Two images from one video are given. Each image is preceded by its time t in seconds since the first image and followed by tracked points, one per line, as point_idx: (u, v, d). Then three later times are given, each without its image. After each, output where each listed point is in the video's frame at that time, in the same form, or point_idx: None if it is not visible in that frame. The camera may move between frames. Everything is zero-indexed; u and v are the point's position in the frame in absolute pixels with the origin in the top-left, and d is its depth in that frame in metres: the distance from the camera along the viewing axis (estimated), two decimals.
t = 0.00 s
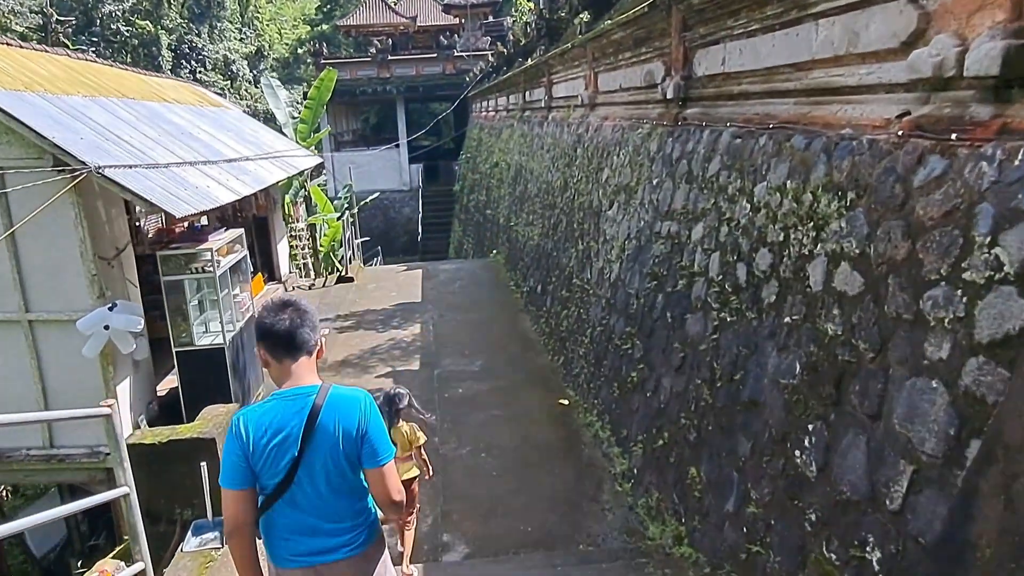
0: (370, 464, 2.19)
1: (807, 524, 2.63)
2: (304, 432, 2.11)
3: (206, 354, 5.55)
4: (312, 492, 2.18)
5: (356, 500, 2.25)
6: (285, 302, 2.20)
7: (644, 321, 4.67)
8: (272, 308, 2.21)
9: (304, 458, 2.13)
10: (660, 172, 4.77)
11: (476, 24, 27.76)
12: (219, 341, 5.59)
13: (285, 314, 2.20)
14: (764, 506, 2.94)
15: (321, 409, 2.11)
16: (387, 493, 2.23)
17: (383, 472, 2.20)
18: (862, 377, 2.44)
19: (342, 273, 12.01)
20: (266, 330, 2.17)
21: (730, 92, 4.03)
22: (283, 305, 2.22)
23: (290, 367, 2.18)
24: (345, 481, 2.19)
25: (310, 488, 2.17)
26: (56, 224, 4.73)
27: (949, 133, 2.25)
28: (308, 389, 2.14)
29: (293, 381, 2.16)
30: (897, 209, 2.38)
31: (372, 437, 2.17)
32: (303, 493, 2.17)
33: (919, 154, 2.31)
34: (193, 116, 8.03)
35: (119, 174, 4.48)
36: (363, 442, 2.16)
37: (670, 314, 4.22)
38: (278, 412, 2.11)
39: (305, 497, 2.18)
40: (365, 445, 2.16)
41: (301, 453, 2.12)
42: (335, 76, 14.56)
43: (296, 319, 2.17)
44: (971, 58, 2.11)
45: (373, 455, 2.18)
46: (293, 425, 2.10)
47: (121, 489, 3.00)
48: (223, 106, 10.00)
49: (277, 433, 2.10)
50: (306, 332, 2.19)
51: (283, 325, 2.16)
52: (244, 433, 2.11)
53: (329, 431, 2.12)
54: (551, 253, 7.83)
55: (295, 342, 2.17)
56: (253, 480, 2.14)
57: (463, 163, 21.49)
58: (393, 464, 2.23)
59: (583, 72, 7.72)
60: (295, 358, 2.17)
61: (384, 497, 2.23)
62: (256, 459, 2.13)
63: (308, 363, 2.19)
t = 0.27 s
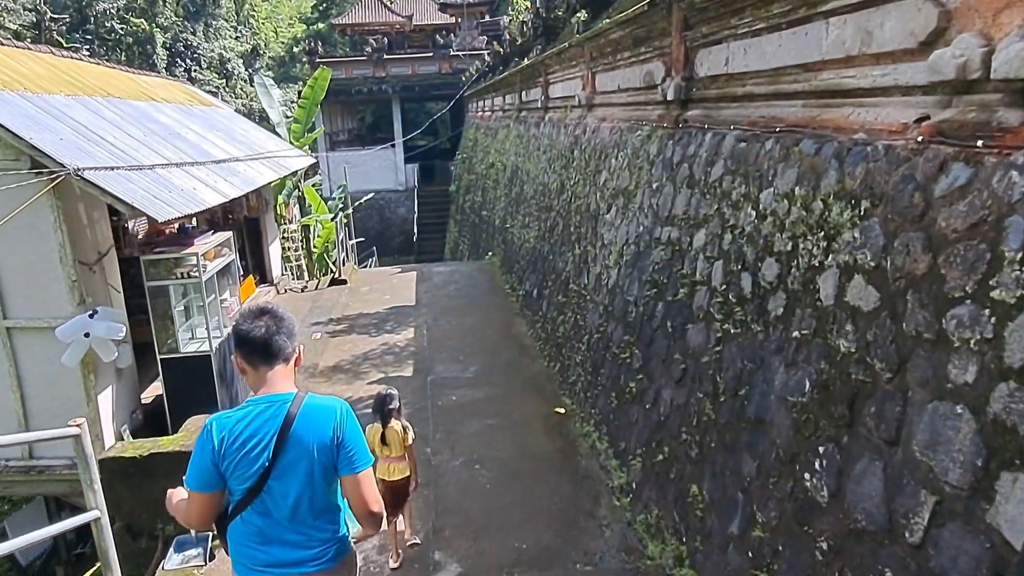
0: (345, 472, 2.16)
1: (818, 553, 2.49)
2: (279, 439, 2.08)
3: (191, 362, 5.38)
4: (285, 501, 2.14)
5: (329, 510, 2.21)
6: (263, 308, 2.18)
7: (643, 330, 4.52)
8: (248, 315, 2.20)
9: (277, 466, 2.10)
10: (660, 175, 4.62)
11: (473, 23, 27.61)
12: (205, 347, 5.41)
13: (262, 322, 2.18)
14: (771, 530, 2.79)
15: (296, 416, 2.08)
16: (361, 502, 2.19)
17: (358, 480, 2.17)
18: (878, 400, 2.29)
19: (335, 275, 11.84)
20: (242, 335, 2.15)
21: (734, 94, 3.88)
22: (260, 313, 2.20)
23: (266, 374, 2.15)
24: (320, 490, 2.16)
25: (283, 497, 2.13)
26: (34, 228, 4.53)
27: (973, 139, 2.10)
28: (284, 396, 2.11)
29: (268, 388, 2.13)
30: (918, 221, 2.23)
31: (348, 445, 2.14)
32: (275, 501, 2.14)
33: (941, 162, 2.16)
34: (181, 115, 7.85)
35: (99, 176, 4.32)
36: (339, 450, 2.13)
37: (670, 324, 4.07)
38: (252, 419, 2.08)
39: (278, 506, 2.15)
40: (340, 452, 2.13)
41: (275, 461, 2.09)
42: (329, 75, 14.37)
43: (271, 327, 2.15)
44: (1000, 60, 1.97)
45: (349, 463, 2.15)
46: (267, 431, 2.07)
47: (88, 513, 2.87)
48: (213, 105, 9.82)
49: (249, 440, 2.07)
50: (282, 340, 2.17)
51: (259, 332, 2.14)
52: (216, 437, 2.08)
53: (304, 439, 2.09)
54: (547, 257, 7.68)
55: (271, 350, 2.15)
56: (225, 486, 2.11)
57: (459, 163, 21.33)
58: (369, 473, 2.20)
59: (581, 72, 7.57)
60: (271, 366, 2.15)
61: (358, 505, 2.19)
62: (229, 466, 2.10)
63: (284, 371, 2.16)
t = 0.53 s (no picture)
0: (356, 528, 2.11)
1: None
2: (293, 495, 2.04)
3: (180, 368, 5.22)
4: (297, 558, 2.09)
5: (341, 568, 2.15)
6: (283, 362, 2.18)
7: (646, 340, 4.38)
8: (269, 368, 2.19)
9: (291, 523, 2.05)
10: (665, 181, 4.48)
11: (472, 23, 27.47)
12: (195, 354, 5.25)
13: (282, 376, 2.16)
14: (785, 558, 2.66)
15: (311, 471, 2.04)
16: (372, 560, 2.13)
17: (369, 537, 2.12)
18: (904, 427, 2.16)
19: (331, 277, 11.67)
20: (262, 389, 2.13)
21: (744, 98, 3.74)
22: (280, 366, 2.19)
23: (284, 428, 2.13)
24: (331, 546, 2.11)
25: (295, 554, 2.08)
26: (17, 230, 4.35)
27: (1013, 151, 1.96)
28: (300, 452, 2.08)
29: (284, 444, 2.10)
30: (949, 237, 2.09)
31: (360, 501, 2.10)
32: (288, 558, 2.08)
33: (976, 175, 2.03)
34: (174, 113, 7.68)
35: (84, 177, 4.16)
36: (352, 506, 2.09)
37: (675, 336, 3.93)
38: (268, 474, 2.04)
39: (290, 563, 2.09)
40: (352, 508, 2.09)
41: (289, 516, 2.05)
42: (326, 73, 14.20)
43: (291, 381, 2.13)
44: None
45: (361, 519, 2.11)
46: (281, 487, 2.03)
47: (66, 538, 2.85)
48: (208, 103, 9.66)
49: (264, 496, 2.03)
50: (301, 396, 2.14)
51: (278, 385, 2.12)
52: (233, 491, 2.04)
53: (318, 495, 2.05)
54: (546, 261, 7.54)
55: (290, 405, 2.13)
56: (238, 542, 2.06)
57: (457, 164, 21.19)
58: (380, 531, 2.15)
59: (583, 73, 7.43)
60: (289, 421, 2.12)
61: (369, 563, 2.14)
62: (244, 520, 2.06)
63: (301, 427, 2.13)
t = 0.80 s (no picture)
0: (356, 541, 2.02)
1: None
2: (290, 507, 1.97)
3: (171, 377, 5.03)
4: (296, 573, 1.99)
5: None
6: (286, 371, 2.13)
7: (657, 355, 4.19)
8: (271, 378, 2.14)
9: (289, 535, 1.97)
10: (678, 189, 4.30)
11: (473, 25, 27.34)
12: (186, 363, 5.04)
13: (283, 386, 2.11)
14: None
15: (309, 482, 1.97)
16: None
17: (369, 550, 2.02)
18: (956, 465, 1.98)
19: (329, 280, 11.47)
20: (264, 398, 2.09)
21: (766, 103, 3.56)
22: (282, 376, 2.14)
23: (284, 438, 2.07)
24: (331, 561, 2.01)
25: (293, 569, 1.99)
26: None
27: None
28: (297, 463, 2.00)
29: (283, 455, 2.03)
30: (1007, 258, 1.91)
31: (360, 513, 2.01)
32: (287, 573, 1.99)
33: None
34: (168, 112, 7.49)
35: (69, 178, 3.97)
36: (351, 519, 2.00)
37: (689, 351, 3.74)
38: (265, 485, 1.97)
39: None
40: (351, 520, 2.00)
41: (286, 528, 1.97)
42: (326, 74, 14.02)
43: (291, 392, 2.08)
44: None
45: (361, 531, 2.01)
46: (278, 499, 1.95)
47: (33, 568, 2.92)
48: (204, 102, 9.46)
49: (260, 508, 1.96)
50: (301, 406, 2.08)
51: (278, 394, 2.07)
52: (230, 503, 1.97)
53: (316, 507, 1.97)
54: (550, 268, 7.36)
55: (290, 415, 2.07)
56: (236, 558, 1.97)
57: (457, 166, 21.02)
58: (382, 546, 2.05)
59: (589, 76, 7.26)
60: (288, 432, 2.05)
61: None
62: (241, 535, 1.98)
63: (301, 438, 2.06)
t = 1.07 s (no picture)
0: None
1: None
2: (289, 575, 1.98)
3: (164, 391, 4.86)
4: None
5: None
6: (289, 444, 2.24)
7: (670, 375, 4.02)
8: (273, 451, 2.24)
9: None
10: (693, 202, 4.14)
11: (474, 28, 27.24)
12: (179, 377, 4.86)
13: (285, 459, 2.21)
14: None
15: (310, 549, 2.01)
16: None
17: None
18: (1013, 517, 1.82)
19: (328, 286, 11.30)
20: (267, 471, 2.18)
21: (788, 115, 3.40)
22: (284, 448, 2.24)
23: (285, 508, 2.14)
24: None
25: None
26: None
27: None
28: (298, 531, 2.06)
29: (285, 523, 2.10)
30: None
31: None
32: None
33: None
34: (165, 116, 7.33)
35: (59, 187, 3.81)
36: None
37: (704, 373, 3.58)
38: (265, 552, 2.01)
39: None
40: None
41: None
42: (326, 76, 13.86)
43: (294, 463, 2.18)
44: None
45: None
46: (277, 567, 1.97)
47: None
48: (202, 105, 9.30)
49: None
50: (305, 477, 2.18)
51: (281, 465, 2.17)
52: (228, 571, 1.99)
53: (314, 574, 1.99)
54: (554, 278, 7.20)
55: (293, 486, 2.16)
56: None
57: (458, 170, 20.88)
58: None
59: (595, 82, 7.11)
60: (291, 503, 2.13)
61: None
62: None
63: (302, 508, 2.14)
